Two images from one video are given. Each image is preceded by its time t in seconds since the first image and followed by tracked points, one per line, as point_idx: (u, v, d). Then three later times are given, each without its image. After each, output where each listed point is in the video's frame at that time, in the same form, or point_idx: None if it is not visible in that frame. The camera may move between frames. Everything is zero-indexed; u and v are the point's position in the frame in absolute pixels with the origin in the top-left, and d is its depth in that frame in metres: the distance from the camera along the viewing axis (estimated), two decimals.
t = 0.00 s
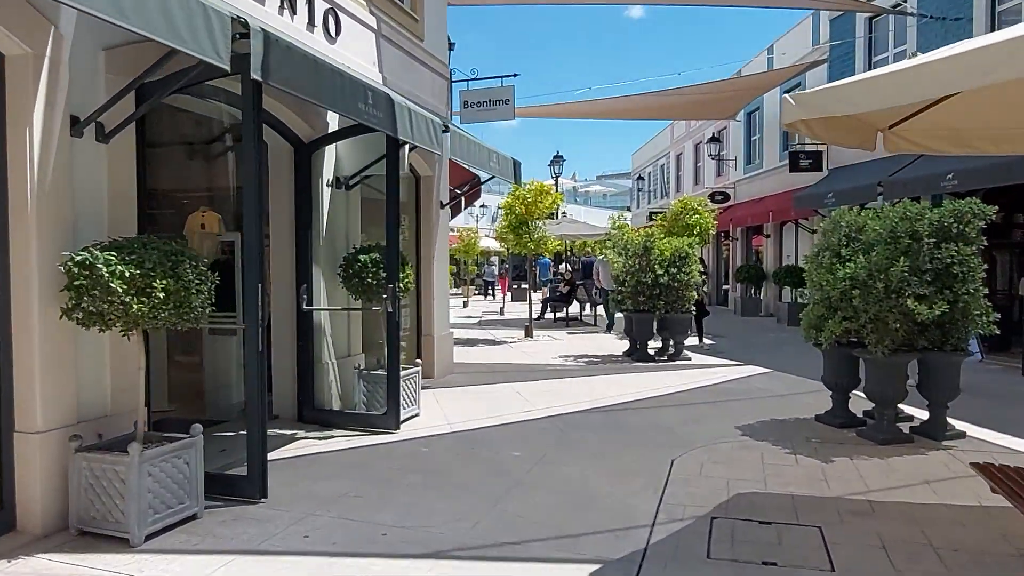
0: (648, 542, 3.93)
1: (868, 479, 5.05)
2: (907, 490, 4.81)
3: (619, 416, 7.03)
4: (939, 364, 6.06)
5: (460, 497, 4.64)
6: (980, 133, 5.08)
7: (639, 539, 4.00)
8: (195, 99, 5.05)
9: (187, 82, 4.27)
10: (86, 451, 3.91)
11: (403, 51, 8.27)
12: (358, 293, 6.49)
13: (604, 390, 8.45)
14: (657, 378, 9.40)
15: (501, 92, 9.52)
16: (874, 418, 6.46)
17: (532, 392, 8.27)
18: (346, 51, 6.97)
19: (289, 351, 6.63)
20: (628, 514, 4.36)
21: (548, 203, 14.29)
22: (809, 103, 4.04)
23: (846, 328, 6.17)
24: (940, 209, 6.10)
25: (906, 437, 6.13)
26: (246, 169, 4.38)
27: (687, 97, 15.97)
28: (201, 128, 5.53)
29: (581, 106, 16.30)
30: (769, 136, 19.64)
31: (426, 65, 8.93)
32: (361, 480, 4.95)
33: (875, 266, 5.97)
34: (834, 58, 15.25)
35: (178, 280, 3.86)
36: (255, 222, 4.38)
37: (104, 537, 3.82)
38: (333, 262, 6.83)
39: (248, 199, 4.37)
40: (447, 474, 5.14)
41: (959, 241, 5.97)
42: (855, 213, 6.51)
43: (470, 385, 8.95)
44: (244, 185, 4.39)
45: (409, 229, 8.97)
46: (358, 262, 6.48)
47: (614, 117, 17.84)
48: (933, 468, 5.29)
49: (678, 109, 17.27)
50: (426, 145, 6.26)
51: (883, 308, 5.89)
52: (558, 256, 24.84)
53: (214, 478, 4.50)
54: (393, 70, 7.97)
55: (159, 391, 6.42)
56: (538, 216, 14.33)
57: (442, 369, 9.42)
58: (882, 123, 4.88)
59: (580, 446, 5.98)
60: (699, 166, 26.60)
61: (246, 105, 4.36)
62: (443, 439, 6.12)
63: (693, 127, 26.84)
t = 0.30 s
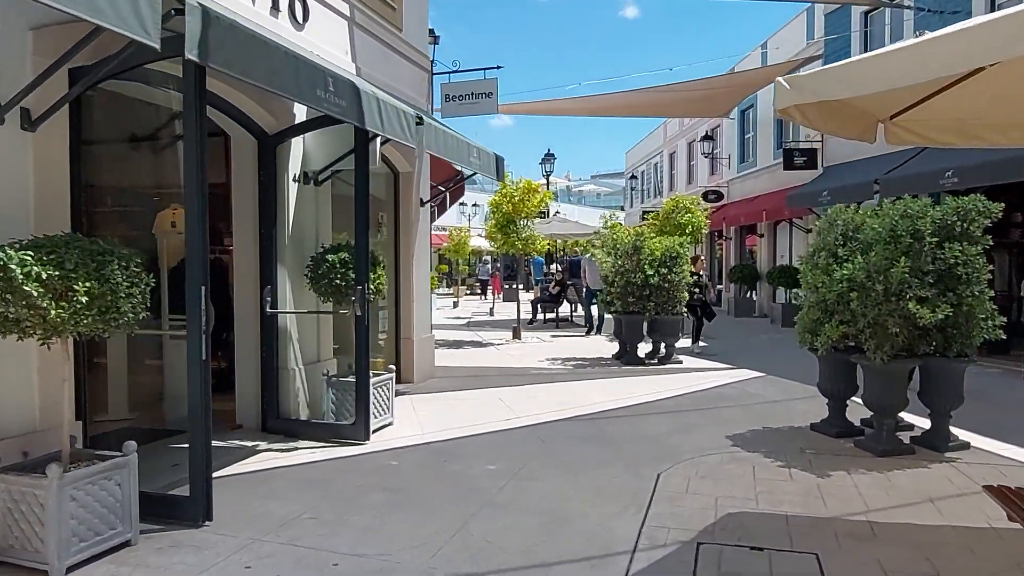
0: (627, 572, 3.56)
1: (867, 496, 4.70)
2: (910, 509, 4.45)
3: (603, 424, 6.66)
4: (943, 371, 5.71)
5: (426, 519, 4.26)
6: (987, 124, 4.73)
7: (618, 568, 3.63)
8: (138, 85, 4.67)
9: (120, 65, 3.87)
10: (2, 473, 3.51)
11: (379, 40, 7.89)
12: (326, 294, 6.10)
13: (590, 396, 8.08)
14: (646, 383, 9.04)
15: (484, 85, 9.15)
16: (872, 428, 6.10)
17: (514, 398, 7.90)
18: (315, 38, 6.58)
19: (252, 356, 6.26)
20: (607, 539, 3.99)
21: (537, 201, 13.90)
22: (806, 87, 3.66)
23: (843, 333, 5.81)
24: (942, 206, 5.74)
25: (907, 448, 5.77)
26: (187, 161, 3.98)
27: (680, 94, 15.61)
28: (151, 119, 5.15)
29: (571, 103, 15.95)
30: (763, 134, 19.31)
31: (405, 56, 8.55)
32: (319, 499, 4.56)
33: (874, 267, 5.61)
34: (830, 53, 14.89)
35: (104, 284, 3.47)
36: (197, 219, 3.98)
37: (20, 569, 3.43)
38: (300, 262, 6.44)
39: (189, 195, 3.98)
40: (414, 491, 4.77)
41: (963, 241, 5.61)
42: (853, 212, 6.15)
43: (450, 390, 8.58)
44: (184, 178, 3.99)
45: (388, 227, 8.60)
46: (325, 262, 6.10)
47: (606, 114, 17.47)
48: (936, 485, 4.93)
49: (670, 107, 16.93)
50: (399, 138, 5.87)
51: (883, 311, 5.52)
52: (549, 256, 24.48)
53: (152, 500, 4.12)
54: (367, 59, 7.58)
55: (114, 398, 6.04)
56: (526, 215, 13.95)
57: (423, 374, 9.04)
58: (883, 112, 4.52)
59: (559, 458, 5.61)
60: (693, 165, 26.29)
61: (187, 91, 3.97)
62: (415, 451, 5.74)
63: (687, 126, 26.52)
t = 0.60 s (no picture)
0: None
1: (870, 516, 4.33)
2: (917, 531, 4.09)
3: (588, 433, 6.29)
4: (949, 378, 5.35)
5: (387, 544, 3.88)
6: (1002, 112, 4.36)
7: None
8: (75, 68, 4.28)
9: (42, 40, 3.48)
10: None
11: (353, 29, 7.50)
12: (291, 296, 5.72)
13: (577, 402, 7.71)
14: (636, 388, 8.67)
15: (467, 77, 8.78)
16: (873, 438, 5.74)
17: (497, 405, 7.52)
18: (280, 24, 6.20)
19: (214, 363, 5.87)
20: (585, 566, 3.62)
21: (525, 200, 13.51)
22: (806, 63, 3.29)
23: (842, 338, 5.44)
24: (946, 202, 5.39)
25: (911, 460, 5.40)
26: (120, 151, 3.60)
27: (672, 91, 15.24)
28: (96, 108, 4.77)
29: (561, 100, 15.58)
30: (757, 132, 18.98)
31: (382, 46, 8.16)
32: (273, 521, 4.18)
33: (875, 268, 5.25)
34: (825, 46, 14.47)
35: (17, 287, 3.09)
36: (130, 216, 3.60)
37: None
38: (266, 263, 6.04)
39: (121, 188, 3.60)
40: (379, 511, 4.38)
41: (970, 239, 5.25)
42: (852, 209, 5.79)
43: (430, 395, 8.20)
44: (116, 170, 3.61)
45: (364, 226, 8.21)
46: (290, 263, 5.71)
47: (596, 111, 17.10)
48: (943, 502, 4.57)
49: (662, 104, 16.57)
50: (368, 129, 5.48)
51: (885, 315, 5.16)
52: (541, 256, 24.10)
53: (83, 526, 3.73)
54: (341, 48, 7.19)
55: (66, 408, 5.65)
56: (514, 214, 13.56)
57: (403, 379, 8.65)
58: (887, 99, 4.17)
59: (539, 471, 5.24)
60: (686, 164, 25.95)
61: (119, 74, 3.58)
62: (386, 464, 5.35)
63: (679, 124, 26.17)
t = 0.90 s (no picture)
0: None
1: (872, 537, 3.97)
2: (923, 555, 3.72)
3: (570, 443, 5.91)
4: (956, 385, 4.98)
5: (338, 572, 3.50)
6: (1016, 94, 4.01)
7: None
8: None
9: None
10: None
11: (327, 15, 7.10)
12: (251, 298, 5.33)
13: (562, 408, 7.33)
14: (625, 392, 8.29)
15: (448, 67, 8.44)
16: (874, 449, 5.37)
17: (477, 411, 7.14)
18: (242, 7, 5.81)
19: (169, 370, 5.49)
20: None
21: (513, 197, 13.13)
22: (805, 33, 2.92)
23: (841, 342, 5.08)
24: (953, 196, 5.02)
25: (915, 473, 5.03)
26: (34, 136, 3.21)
27: (664, 86, 14.87)
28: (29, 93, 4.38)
29: (551, 96, 15.22)
30: (751, 129, 18.62)
31: (359, 34, 7.76)
32: (217, 546, 3.79)
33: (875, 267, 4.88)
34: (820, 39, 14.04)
35: None
36: (45, 207, 3.20)
37: None
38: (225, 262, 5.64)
39: (35, 177, 3.21)
40: (336, 533, 4.00)
41: (978, 236, 4.89)
42: (853, 204, 5.41)
43: (407, 401, 7.80)
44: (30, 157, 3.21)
45: (339, 222, 7.81)
46: (249, 261, 5.32)
47: (588, 107, 16.72)
48: (950, 521, 4.21)
49: (655, 100, 16.23)
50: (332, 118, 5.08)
51: (886, 318, 4.80)
52: (532, 255, 23.75)
53: None
54: (312, 36, 6.79)
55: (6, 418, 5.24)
56: (501, 212, 13.17)
57: (381, 383, 8.25)
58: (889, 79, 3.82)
59: (515, 485, 4.86)
60: (680, 162, 25.58)
61: (33, 49, 3.19)
62: (351, 479, 4.97)
63: (673, 122, 25.80)
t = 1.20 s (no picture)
0: None
1: (874, 567, 3.58)
2: None
3: (549, 456, 5.53)
4: (962, 396, 4.60)
5: None
6: None
7: None
8: None
9: None
10: None
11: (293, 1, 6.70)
12: (202, 302, 4.92)
13: (544, 417, 6.94)
14: (612, 399, 7.91)
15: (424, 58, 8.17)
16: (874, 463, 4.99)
17: (453, 420, 6.74)
18: None
19: (115, 379, 5.10)
20: None
21: (498, 196, 12.72)
22: None
23: (839, 349, 4.69)
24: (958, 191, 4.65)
25: (919, 490, 4.65)
26: None
27: (655, 82, 14.48)
28: None
29: (539, 92, 14.84)
30: (744, 127, 18.28)
31: (330, 22, 7.37)
32: None
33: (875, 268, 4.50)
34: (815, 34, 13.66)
35: None
36: None
37: None
38: (177, 263, 5.23)
39: None
40: (281, 565, 3.61)
41: (985, 234, 4.51)
42: (850, 201, 5.03)
43: (381, 408, 7.41)
44: None
45: (309, 221, 7.41)
46: (198, 262, 4.91)
47: (578, 104, 16.32)
48: (959, 547, 3.83)
49: (646, 97, 15.86)
50: (287, 104, 4.60)
51: (888, 323, 4.42)
52: (523, 255, 23.36)
53: None
54: (275, 23, 6.38)
55: None
56: (487, 210, 12.76)
57: (355, 391, 7.84)
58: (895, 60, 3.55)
59: (485, 505, 4.48)
60: (673, 161, 25.22)
61: None
62: (307, 499, 4.58)
63: (666, 120, 25.44)
